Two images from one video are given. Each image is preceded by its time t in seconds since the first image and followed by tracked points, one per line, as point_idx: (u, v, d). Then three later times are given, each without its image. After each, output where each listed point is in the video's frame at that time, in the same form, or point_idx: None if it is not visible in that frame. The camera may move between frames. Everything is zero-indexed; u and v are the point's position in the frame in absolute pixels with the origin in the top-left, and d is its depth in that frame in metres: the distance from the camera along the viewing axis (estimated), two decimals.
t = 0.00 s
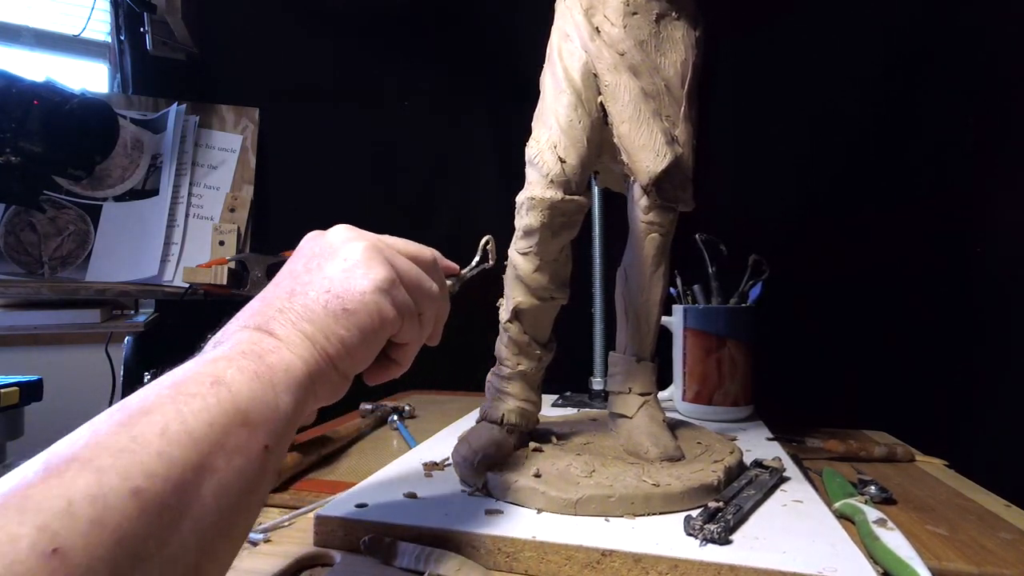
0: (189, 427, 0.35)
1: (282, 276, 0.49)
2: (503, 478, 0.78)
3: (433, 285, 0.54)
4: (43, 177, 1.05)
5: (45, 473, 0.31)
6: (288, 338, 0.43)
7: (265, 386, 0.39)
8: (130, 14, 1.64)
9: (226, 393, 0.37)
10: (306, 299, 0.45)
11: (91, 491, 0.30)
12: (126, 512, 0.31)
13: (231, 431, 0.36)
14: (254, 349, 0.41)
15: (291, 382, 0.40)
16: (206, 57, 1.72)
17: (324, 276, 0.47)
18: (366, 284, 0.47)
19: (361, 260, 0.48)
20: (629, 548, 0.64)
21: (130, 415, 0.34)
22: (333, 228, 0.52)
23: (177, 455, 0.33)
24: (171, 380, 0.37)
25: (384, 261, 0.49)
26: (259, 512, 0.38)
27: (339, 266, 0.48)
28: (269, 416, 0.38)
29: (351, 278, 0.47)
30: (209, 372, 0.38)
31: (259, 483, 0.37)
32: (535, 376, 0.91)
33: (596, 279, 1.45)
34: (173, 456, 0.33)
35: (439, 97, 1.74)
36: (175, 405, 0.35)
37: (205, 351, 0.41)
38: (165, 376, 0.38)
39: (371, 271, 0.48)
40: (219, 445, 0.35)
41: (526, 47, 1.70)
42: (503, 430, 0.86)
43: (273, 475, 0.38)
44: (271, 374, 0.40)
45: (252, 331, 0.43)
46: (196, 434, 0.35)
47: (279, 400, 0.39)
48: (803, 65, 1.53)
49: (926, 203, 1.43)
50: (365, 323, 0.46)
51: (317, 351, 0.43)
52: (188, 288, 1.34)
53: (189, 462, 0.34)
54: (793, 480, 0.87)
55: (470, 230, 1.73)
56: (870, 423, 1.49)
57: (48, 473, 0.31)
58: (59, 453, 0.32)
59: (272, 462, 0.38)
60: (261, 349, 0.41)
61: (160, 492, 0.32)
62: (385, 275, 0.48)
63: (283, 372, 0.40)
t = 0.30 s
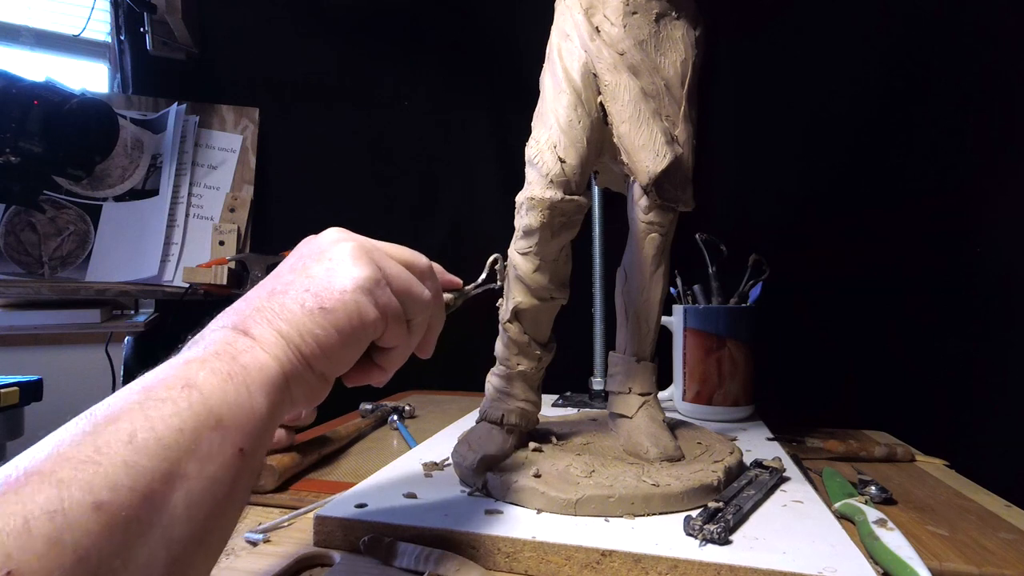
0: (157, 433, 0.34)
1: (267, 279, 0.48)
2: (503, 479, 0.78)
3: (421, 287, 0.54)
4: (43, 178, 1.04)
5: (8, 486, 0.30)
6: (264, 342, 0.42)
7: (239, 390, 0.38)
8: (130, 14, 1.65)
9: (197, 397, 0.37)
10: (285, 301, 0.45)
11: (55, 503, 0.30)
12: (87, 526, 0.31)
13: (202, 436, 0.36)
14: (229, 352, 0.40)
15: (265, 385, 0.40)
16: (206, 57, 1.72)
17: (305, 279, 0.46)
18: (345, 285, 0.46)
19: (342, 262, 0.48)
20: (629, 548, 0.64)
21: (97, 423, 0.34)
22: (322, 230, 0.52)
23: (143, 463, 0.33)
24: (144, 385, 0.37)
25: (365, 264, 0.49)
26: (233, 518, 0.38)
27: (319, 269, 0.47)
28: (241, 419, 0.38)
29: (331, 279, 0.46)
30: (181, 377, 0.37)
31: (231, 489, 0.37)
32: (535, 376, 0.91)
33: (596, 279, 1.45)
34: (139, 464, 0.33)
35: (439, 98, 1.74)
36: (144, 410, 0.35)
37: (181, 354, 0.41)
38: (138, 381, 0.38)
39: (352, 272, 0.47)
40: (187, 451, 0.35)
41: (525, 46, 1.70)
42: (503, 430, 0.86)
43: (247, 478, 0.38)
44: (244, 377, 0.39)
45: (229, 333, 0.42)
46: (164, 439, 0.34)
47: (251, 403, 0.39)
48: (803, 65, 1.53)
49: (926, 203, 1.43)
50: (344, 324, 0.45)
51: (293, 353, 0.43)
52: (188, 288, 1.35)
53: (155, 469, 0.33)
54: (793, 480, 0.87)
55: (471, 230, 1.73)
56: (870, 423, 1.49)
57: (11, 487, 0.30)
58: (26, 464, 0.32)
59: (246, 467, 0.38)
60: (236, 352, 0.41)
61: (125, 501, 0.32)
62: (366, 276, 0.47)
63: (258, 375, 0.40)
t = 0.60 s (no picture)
0: (205, 408, 0.35)
1: (301, 275, 0.49)
2: (502, 478, 0.78)
3: (448, 282, 0.54)
4: (42, 178, 1.04)
5: (73, 448, 0.31)
6: (302, 329, 0.42)
7: (279, 374, 0.39)
8: (129, 14, 1.66)
9: (241, 379, 0.37)
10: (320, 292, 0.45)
11: (114, 465, 0.31)
12: (143, 488, 0.31)
13: (247, 414, 0.36)
14: (268, 339, 0.41)
15: (304, 370, 0.40)
16: (206, 57, 1.72)
17: (338, 272, 0.47)
18: (378, 276, 0.46)
19: (374, 256, 0.48)
20: (628, 548, 0.64)
21: (152, 399, 0.34)
22: (352, 229, 0.52)
23: (193, 434, 0.33)
24: (190, 368, 0.37)
25: (396, 258, 0.49)
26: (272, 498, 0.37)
27: (352, 263, 0.47)
28: (282, 401, 0.38)
29: (364, 271, 0.47)
30: (226, 360, 0.38)
31: (272, 468, 0.36)
32: (536, 376, 0.91)
33: (596, 279, 1.45)
34: (191, 435, 0.33)
35: (439, 98, 1.74)
36: (193, 388, 0.35)
37: (223, 343, 0.41)
38: (184, 365, 0.38)
39: (384, 265, 0.47)
40: (233, 427, 0.35)
41: (525, 46, 1.70)
42: (504, 430, 0.86)
43: (286, 460, 0.38)
44: (284, 362, 0.39)
45: (268, 323, 0.42)
46: (212, 415, 0.34)
47: (292, 387, 0.39)
48: (803, 65, 1.53)
49: (926, 203, 1.43)
50: (377, 312, 0.46)
51: (330, 341, 0.43)
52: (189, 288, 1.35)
53: (205, 441, 0.34)
54: (793, 480, 0.87)
55: (470, 230, 1.73)
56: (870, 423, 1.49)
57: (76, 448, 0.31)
58: (86, 432, 0.32)
59: (287, 447, 0.38)
60: (276, 339, 0.41)
61: (177, 469, 0.32)
62: (397, 269, 0.48)
63: (296, 360, 0.40)
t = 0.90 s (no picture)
0: (177, 410, 0.34)
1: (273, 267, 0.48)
2: (503, 478, 0.78)
3: (425, 272, 0.54)
4: (42, 178, 1.04)
5: (35, 458, 0.30)
6: (275, 326, 0.42)
7: (252, 372, 0.38)
8: (129, 14, 1.66)
9: (213, 378, 0.36)
10: (293, 287, 0.44)
11: (83, 472, 0.30)
12: (115, 496, 0.30)
13: (220, 414, 0.35)
14: (240, 336, 0.40)
15: (276, 368, 0.40)
16: (207, 57, 1.72)
17: (312, 264, 0.46)
18: (352, 270, 0.46)
19: (348, 248, 0.48)
20: (629, 547, 0.64)
21: (120, 401, 0.33)
22: (324, 217, 0.52)
23: (166, 437, 0.33)
24: (159, 367, 0.36)
25: (370, 249, 0.49)
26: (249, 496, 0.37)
27: (325, 254, 0.47)
28: (256, 399, 0.38)
29: (340, 264, 0.46)
30: (196, 359, 0.37)
31: (249, 467, 0.36)
32: (536, 375, 0.91)
33: (596, 279, 1.45)
34: (163, 438, 0.33)
35: (439, 98, 1.74)
36: (164, 389, 0.35)
37: (193, 340, 0.40)
38: (152, 364, 0.37)
39: (358, 257, 0.47)
40: (207, 428, 0.35)
41: (525, 46, 1.70)
42: (503, 430, 0.86)
43: (262, 457, 0.38)
44: (256, 360, 0.39)
45: (239, 320, 0.42)
46: (185, 417, 0.34)
47: (265, 385, 0.39)
48: (803, 65, 1.53)
49: (926, 203, 1.43)
50: (353, 307, 0.45)
51: (303, 338, 0.43)
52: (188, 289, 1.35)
53: (178, 443, 0.33)
54: (793, 480, 0.87)
55: (470, 230, 1.73)
56: (869, 423, 1.49)
57: (39, 458, 0.30)
58: (49, 439, 0.31)
59: (261, 446, 0.38)
60: (247, 337, 0.41)
61: (150, 475, 0.31)
62: (372, 261, 0.48)
63: (269, 358, 0.40)
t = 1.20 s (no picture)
0: (149, 461, 0.35)
1: (263, 301, 0.48)
2: (503, 478, 0.78)
3: (416, 310, 0.54)
4: (42, 178, 1.04)
5: None
6: (261, 367, 0.42)
7: (233, 418, 0.39)
8: (129, 14, 1.66)
9: (192, 425, 0.37)
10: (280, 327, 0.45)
11: (44, 531, 0.30)
12: (80, 552, 0.31)
13: (195, 465, 0.36)
14: (224, 378, 0.41)
15: (259, 413, 0.40)
16: (207, 57, 1.72)
17: (301, 302, 0.46)
18: (342, 311, 0.46)
19: (341, 286, 0.47)
20: (629, 547, 0.64)
21: (91, 451, 0.34)
22: (319, 250, 0.51)
23: (134, 492, 0.33)
24: (138, 412, 0.37)
25: (363, 287, 0.48)
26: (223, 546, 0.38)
27: (316, 291, 0.47)
28: (234, 447, 0.38)
29: (329, 304, 0.46)
30: (176, 403, 0.38)
31: (223, 516, 0.37)
32: (535, 375, 0.91)
33: (596, 279, 1.45)
34: (132, 493, 0.33)
35: (439, 98, 1.74)
36: (137, 439, 0.35)
37: (177, 380, 0.41)
38: (133, 407, 0.38)
39: (350, 297, 0.47)
40: (181, 479, 0.35)
41: (525, 46, 1.70)
42: (503, 430, 0.86)
43: (239, 505, 0.38)
44: (238, 405, 0.39)
45: (225, 360, 0.42)
46: (157, 469, 0.34)
47: (246, 432, 0.39)
48: (803, 65, 1.53)
49: (926, 203, 1.43)
50: (342, 350, 0.46)
51: (289, 380, 0.43)
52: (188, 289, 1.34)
53: (147, 497, 0.34)
54: (793, 480, 0.87)
55: (471, 230, 1.73)
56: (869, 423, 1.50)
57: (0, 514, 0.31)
58: (18, 491, 0.32)
59: (238, 495, 0.38)
60: (231, 378, 0.41)
61: (115, 531, 0.32)
62: (364, 301, 0.47)
63: (253, 403, 0.40)
